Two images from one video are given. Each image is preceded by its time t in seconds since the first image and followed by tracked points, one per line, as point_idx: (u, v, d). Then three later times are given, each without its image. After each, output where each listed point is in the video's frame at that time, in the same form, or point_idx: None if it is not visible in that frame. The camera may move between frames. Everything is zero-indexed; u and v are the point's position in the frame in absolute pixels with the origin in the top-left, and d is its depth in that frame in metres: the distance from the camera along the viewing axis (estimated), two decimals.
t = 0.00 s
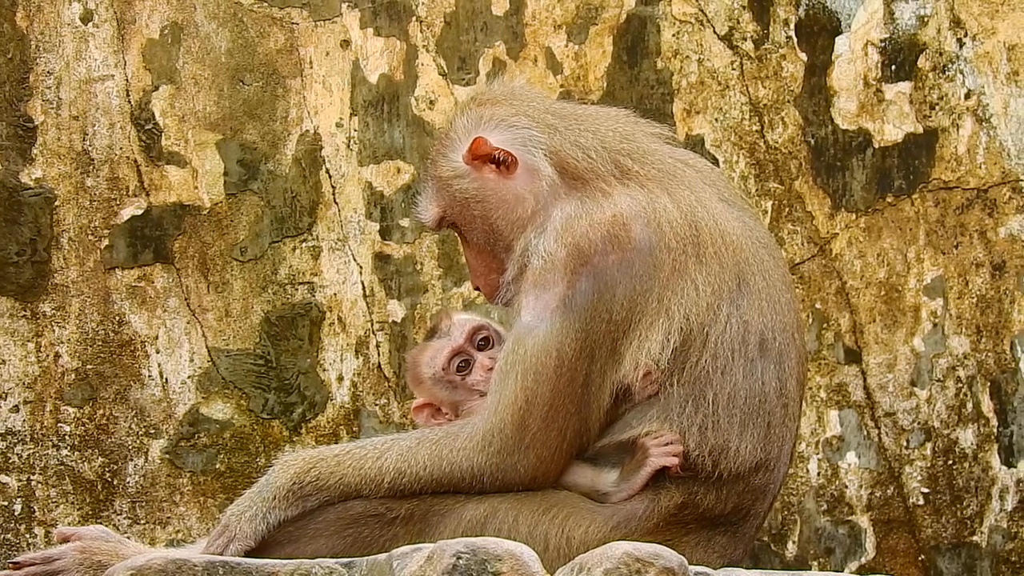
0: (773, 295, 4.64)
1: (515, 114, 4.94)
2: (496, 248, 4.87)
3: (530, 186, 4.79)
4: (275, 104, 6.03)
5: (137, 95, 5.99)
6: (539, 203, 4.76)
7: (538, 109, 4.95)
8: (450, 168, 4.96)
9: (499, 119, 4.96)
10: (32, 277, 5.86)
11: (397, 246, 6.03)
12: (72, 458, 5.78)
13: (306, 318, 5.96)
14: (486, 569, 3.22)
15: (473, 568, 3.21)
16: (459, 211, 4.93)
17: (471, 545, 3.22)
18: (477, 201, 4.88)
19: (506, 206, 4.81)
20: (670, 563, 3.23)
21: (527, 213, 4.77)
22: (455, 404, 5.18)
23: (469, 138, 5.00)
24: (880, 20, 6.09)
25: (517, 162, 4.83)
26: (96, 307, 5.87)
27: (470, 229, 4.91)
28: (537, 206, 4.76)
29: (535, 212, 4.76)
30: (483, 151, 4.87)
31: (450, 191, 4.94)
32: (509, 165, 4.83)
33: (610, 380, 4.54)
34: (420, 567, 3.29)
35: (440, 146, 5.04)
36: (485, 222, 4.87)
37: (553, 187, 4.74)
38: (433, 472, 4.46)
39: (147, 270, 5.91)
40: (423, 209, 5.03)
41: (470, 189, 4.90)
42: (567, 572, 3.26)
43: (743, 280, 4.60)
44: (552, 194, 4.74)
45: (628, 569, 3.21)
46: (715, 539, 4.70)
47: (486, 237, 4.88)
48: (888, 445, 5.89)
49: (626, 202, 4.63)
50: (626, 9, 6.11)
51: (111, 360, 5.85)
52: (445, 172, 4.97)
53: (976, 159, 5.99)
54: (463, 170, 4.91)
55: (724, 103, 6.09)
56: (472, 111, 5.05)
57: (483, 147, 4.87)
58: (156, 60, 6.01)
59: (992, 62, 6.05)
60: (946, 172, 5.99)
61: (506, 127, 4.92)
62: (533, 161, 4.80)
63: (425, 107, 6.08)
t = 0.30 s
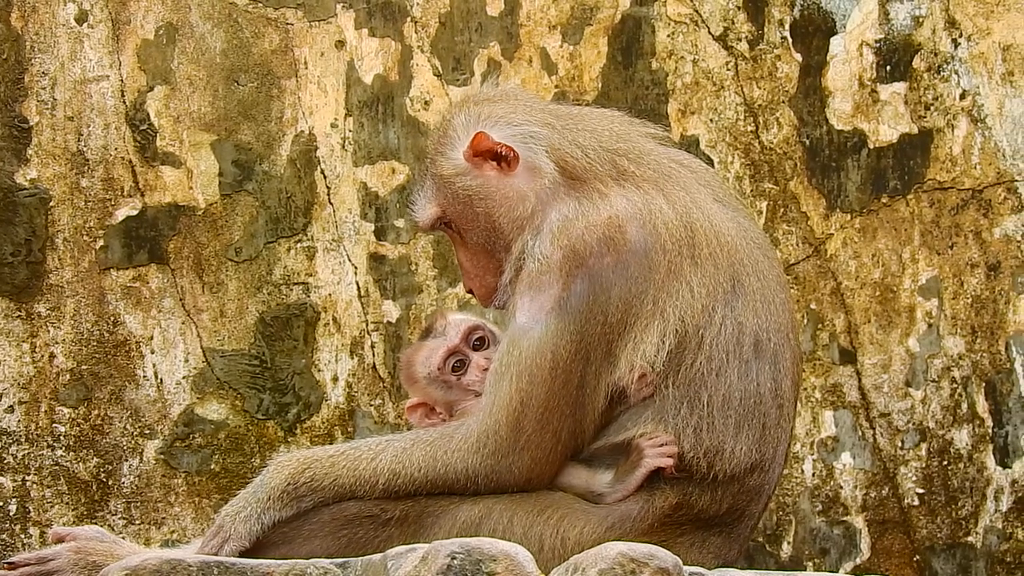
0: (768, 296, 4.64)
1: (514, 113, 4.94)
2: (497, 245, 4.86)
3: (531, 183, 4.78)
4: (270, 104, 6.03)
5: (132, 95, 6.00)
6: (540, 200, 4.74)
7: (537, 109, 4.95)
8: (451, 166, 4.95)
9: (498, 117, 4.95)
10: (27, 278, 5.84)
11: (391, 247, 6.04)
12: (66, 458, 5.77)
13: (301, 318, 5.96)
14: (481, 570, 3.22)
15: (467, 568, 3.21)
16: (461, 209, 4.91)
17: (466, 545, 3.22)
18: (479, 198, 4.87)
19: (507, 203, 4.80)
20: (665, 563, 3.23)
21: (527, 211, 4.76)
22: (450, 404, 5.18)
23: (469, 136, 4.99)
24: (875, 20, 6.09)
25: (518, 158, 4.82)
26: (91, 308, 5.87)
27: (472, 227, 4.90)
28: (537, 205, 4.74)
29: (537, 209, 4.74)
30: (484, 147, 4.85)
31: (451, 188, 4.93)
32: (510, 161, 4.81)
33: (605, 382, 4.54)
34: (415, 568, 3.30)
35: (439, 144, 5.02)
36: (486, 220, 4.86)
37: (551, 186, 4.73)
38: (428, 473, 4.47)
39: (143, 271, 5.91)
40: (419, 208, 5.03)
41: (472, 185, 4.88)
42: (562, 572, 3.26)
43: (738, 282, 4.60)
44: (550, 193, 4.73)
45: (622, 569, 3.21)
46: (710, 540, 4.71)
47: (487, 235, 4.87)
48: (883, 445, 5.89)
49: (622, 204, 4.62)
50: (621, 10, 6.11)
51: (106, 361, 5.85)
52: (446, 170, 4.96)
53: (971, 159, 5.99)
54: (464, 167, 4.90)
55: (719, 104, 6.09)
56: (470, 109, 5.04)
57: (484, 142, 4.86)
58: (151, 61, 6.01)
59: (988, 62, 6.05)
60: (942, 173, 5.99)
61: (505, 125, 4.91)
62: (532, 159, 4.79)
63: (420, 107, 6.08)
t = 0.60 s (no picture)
0: (765, 294, 4.63)
1: (510, 112, 4.93)
2: (495, 245, 4.85)
3: (529, 182, 4.77)
4: (267, 103, 6.03)
5: (130, 94, 6.00)
6: (538, 199, 4.74)
7: (533, 108, 4.94)
8: (448, 165, 4.94)
9: (495, 116, 4.95)
10: (24, 277, 5.85)
11: (389, 246, 6.03)
12: (64, 457, 5.78)
13: (299, 317, 5.96)
14: (479, 568, 3.21)
15: (465, 567, 3.21)
16: (458, 209, 4.91)
17: (464, 543, 3.21)
18: (476, 197, 4.86)
19: (504, 203, 4.79)
20: (663, 562, 3.23)
21: (524, 210, 4.75)
22: (447, 402, 5.18)
23: (465, 135, 4.98)
24: (872, 19, 6.09)
25: (515, 156, 4.81)
26: (88, 307, 5.87)
27: (469, 227, 4.89)
28: (534, 204, 4.74)
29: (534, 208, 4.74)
30: (481, 145, 4.84)
31: (448, 187, 4.92)
32: (507, 159, 4.81)
33: (602, 380, 4.54)
34: (413, 567, 3.29)
35: (436, 143, 5.01)
36: (484, 219, 4.85)
37: (549, 185, 4.73)
38: (425, 471, 4.46)
39: (140, 270, 5.91)
40: (416, 206, 5.02)
41: (469, 184, 4.87)
42: (560, 570, 3.25)
43: (735, 280, 4.59)
44: (547, 192, 4.72)
45: (620, 568, 3.20)
46: (708, 538, 4.71)
47: (484, 234, 4.86)
48: (881, 443, 5.88)
49: (619, 202, 4.62)
50: (618, 8, 6.11)
51: (103, 359, 5.85)
52: (442, 169, 4.95)
53: (968, 158, 5.99)
54: (461, 166, 4.89)
55: (717, 102, 6.09)
56: (467, 108, 5.04)
57: (480, 141, 4.85)
58: (148, 60, 6.02)
59: (985, 61, 6.05)
60: (939, 171, 5.99)
61: (502, 124, 4.90)
62: (530, 158, 4.79)
63: (417, 106, 6.08)
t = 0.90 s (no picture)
0: (761, 291, 4.63)
1: (507, 109, 4.93)
2: (492, 243, 4.85)
3: (526, 179, 4.77)
4: (265, 100, 6.03)
5: (126, 91, 6.00)
6: (535, 196, 4.73)
7: (530, 106, 4.94)
8: (445, 162, 4.93)
9: (492, 113, 4.94)
10: (21, 273, 5.85)
11: (386, 242, 6.03)
12: (61, 453, 5.77)
13: (296, 314, 5.97)
14: (475, 565, 3.18)
15: (462, 564, 3.18)
16: (455, 206, 4.90)
17: (461, 540, 3.18)
18: (473, 194, 4.85)
19: (501, 199, 4.79)
20: (659, 559, 3.22)
21: (521, 207, 4.75)
22: (445, 397, 5.17)
23: (462, 131, 4.98)
24: (869, 16, 6.09)
25: (512, 153, 4.81)
26: (85, 303, 5.87)
27: (467, 224, 4.89)
28: (531, 201, 4.74)
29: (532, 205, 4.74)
30: (478, 141, 4.83)
31: (445, 183, 4.91)
32: (505, 156, 4.80)
33: (598, 377, 4.54)
34: (409, 564, 3.24)
35: (432, 140, 5.01)
36: (481, 217, 4.84)
37: (545, 181, 4.73)
38: (422, 468, 4.45)
39: (137, 266, 5.91)
40: (413, 201, 5.01)
41: (466, 181, 4.87)
42: (556, 567, 3.23)
43: (731, 276, 4.60)
44: (544, 188, 4.72)
45: (617, 564, 3.19)
46: (704, 535, 4.71)
47: (482, 231, 4.86)
48: (877, 441, 5.88)
49: (615, 198, 4.63)
50: (615, 5, 6.11)
51: (100, 356, 5.85)
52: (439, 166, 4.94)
53: (965, 155, 5.99)
54: (458, 163, 4.88)
55: (714, 99, 6.09)
56: (464, 104, 5.03)
57: (477, 137, 4.84)
58: (145, 56, 6.02)
59: (982, 58, 6.04)
60: (936, 169, 5.99)
61: (499, 121, 4.91)
62: (526, 155, 4.79)
63: (414, 103, 6.09)
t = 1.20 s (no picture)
0: (760, 285, 4.64)
1: (505, 104, 4.93)
2: (491, 239, 4.86)
3: (525, 174, 4.77)
4: (263, 94, 6.05)
5: (126, 85, 6.01)
6: (534, 191, 4.73)
7: (529, 100, 4.94)
8: (444, 157, 4.93)
9: (491, 108, 4.94)
10: (20, 268, 5.85)
11: (384, 236, 6.05)
12: (60, 448, 5.76)
13: (294, 308, 5.97)
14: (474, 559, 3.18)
15: (461, 558, 3.18)
16: (454, 202, 4.90)
17: (460, 534, 3.18)
18: (472, 190, 4.86)
19: (500, 195, 4.79)
20: (659, 552, 3.21)
21: (521, 203, 4.75)
22: (445, 390, 5.18)
23: (461, 126, 4.98)
24: (868, 10, 6.11)
25: (511, 149, 4.81)
26: (84, 297, 5.87)
27: (466, 220, 4.89)
28: (530, 196, 4.73)
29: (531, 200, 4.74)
30: (478, 136, 4.84)
31: (444, 179, 4.91)
32: (504, 151, 4.80)
33: (598, 371, 4.54)
34: (409, 558, 3.22)
35: (431, 135, 5.00)
36: (480, 213, 4.85)
37: (544, 176, 4.73)
38: (421, 463, 4.45)
39: (135, 260, 5.91)
40: (411, 196, 5.02)
41: (465, 177, 4.87)
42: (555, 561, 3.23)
43: (730, 270, 4.60)
44: (543, 183, 4.72)
45: (616, 558, 3.18)
46: (703, 529, 4.70)
47: (481, 227, 4.86)
48: (876, 434, 5.88)
49: (614, 192, 4.62)
50: None
51: (100, 350, 5.85)
52: (438, 162, 4.94)
53: (964, 148, 5.99)
54: (457, 158, 4.89)
55: (712, 93, 6.10)
56: (463, 99, 5.03)
57: (477, 132, 4.84)
58: (144, 50, 6.04)
59: (980, 52, 6.06)
60: (934, 162, 5.99)
61: (497, 116, 4.90)
62: (525, 150, 4.78)
63: (413, 97, 6.11)
